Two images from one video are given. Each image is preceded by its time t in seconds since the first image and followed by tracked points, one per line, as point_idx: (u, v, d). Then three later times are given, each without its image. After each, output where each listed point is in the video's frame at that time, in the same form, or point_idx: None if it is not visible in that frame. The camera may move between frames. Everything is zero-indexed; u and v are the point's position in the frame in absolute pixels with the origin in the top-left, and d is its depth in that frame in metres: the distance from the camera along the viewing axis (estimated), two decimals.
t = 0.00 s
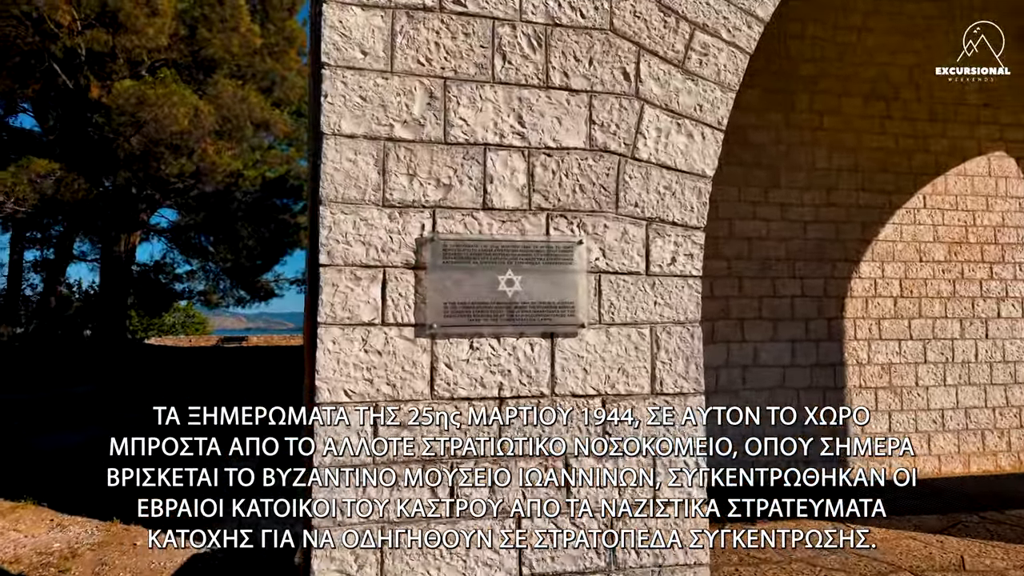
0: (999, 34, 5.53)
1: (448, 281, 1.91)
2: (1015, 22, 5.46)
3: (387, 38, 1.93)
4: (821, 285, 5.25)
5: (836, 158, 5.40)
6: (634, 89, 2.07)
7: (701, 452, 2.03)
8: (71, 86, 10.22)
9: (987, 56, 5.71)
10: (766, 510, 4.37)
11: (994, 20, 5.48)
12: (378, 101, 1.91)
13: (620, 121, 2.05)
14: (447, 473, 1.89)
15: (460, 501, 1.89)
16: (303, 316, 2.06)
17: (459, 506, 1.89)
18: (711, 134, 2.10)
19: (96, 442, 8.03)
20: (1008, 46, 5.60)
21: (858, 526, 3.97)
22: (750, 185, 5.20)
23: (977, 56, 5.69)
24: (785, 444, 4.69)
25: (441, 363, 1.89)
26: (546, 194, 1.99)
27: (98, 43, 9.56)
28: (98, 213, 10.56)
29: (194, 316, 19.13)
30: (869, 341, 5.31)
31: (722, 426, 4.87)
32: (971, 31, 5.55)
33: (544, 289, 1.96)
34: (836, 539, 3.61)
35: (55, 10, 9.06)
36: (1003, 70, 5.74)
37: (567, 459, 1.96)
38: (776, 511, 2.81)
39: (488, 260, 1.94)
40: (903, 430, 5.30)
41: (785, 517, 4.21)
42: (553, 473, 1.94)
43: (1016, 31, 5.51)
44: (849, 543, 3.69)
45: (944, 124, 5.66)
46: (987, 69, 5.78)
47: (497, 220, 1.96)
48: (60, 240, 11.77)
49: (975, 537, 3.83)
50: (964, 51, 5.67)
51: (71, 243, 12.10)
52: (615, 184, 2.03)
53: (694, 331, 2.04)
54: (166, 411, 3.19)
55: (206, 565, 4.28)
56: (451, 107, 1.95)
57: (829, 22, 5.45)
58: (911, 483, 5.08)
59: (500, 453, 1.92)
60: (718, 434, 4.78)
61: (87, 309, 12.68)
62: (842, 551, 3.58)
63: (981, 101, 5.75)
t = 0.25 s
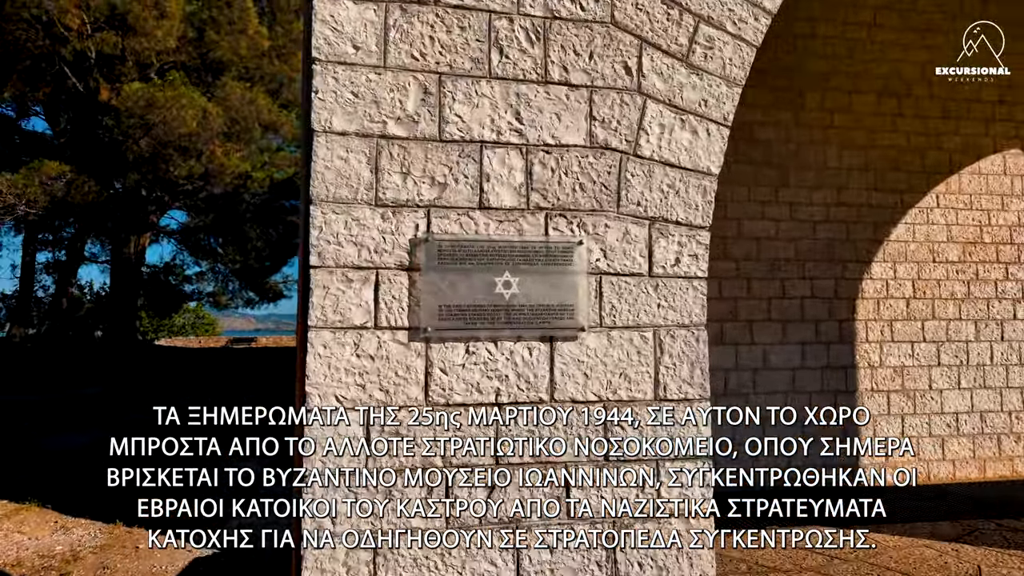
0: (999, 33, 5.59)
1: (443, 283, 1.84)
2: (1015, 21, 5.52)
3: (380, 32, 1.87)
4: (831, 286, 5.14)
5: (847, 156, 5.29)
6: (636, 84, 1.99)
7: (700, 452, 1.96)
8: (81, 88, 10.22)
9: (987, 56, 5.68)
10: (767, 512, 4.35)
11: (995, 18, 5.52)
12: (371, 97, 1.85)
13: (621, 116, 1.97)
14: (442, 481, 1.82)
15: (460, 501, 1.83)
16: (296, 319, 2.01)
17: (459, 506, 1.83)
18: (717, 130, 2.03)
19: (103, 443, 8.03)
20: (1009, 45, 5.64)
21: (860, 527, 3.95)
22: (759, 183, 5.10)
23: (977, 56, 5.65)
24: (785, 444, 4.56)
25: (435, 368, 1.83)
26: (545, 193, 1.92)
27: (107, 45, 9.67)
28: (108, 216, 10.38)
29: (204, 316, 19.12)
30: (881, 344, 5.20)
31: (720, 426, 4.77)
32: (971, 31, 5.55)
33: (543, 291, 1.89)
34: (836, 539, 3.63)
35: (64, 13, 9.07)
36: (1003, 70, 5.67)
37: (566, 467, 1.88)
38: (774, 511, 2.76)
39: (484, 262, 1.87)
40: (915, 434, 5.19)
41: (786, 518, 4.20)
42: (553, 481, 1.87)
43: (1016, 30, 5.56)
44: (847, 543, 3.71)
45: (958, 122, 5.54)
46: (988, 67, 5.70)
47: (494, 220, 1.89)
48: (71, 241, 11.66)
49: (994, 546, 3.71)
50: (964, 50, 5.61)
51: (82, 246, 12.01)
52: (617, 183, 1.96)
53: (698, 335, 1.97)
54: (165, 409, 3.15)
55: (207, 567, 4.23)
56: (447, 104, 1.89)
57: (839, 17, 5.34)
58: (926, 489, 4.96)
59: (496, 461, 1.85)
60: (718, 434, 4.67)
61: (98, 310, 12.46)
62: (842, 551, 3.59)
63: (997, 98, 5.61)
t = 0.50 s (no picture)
0: (998, 34, 5.44)
1: (444, 284, 1.77)
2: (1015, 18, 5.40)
3: (380, 23, 1.81)
4: (845, 287, 5.03)
5: (861, 154, 5.18)
6: (646, 75, 1.92)
7: (701, 453, 1.87)
8: (91, 90, 10.04)
9: (988, 56, 5.47)
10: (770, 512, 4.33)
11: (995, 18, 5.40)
12: (370, 91, 1.78)
13: (630, 109, 1.90)
14: (442, 488, 1.74)
15: (459, 501, 1.75)
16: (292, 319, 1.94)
17: (458, 506, 1.75)
18: (730, 124, 1.95)
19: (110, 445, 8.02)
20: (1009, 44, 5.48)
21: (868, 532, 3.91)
22: (770, 182, 5.01)
23: (979, 56, 5.43)
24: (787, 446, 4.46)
25: (436, 372, 1.76)
26: (551, 190, 1.85)
27: (116, 44, 9.22)
28: (117, 215, 10.27)
29: (212, 316, 19.13)
30: (896, 346, 5.08)
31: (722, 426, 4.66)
32: (971, 30, 5.39)
33: (548, 292, 1.82)
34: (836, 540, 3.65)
35: (74, 14, 8.96)
36: (1003, 70, 5.48)
37: (573, 476, 1.81)
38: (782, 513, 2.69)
39: (486, 262, 1.80)
40: (931, 438, 5.08)
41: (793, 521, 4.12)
42: (559, 490, 1.79)
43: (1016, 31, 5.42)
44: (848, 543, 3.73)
45: (975, 119, 5.41)
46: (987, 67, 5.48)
47: (497, 219, 1.82)
48: (82, 243, 11.49)
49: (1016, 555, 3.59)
50: (964, 50, 5.40)
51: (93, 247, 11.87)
52: (626, 179, 1.88)
53: (710, 337, 1.88)
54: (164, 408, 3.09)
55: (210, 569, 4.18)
56: (448, 98, 1.82)
57: (852, 12, 5.23)
58: (942, 494, 4.84)
59: (500, 468, 1.77)
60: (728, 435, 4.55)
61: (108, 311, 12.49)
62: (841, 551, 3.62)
63: (1014, 95, 5.47)
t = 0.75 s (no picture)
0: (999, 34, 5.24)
1: (447, 285, 1.67)
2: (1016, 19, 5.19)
3: (380, 10, 1.71)
4: (861, 288, 4.90)
5: (877, 151, 5.05)
6: (660, 65, 1.81)
7: (719, 461, 1.76)
8: (98, 91, 9.69)
9: (987, 56, 5.29)
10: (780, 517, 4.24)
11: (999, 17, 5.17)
12: (369, 81, 1.68)
13: (644, 100, 1.79)
14: (445, 498, 1.64)
15: (459, 501, 1.65)
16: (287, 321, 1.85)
17: (458, 507, 1.65)
18: (750, 116, 1.84)
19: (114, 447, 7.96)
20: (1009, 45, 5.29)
21: (883, 540, 3.80)
22: (783, 180, 4.89)
23: (979, 56, 5.25)
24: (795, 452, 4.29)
25: (439, 379, 1.66)
26: (560, 186, 1.75)
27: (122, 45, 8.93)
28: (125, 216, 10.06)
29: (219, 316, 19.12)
30: (914, 348, 4.95)
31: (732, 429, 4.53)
32: (970, 31, 5.19)
33: (558, 294, 1.72)
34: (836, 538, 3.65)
35: (81, 14, 8.62)
36: (1003, 70, 5.31)
37: (584, 488, 1.70)
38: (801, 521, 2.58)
39: (492, 262, 1.70)
40: (950, 443, 4.94)
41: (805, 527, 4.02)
42: (569, 502, 1.69)
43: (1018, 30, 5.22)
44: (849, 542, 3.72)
45: (995, 115, 5.27)
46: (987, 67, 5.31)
47: (504, 217, 1.72)
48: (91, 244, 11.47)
49: None
50: (964, 50, 5.23)
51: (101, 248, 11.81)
52: (639, 174, 1.78)
53: (730, 342, 1.78)
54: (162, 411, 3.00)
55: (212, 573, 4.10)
56: (452, 89, 1.72)
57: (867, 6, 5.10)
58: (961, 501, 4.71)
59: (507, 481, 1.67)
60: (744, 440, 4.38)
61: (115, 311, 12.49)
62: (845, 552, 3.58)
63: None
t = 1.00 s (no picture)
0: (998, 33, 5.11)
1: (446, 288, 1.58)
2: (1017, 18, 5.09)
3: None
4: (875, 289, 4.77)
5: (891, 148, 4.92)
6: (672, 54, 1.71)
7: (734, 475, 1.66)
8: (105, 93, 9.42)
9: (987, 56, 5.13)
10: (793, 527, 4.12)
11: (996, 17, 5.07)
12: (363, 72, 1.59)
13: (654, 91, 1.69)
14: (442, 517, 1.54)
15: (458, 520, 1.55)
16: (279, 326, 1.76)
17: (458, 528, 1.55)
18: (766, 108, 1.74)
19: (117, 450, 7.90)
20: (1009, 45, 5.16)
21: (900, 549, 3.68)
22: (795, 178, 4.77)
23: (980, 55, 5.08)
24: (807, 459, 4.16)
25: (437, 388, 1.56)
26: (566, 182, 1.65)
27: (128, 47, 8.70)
28: (132, 217, 9.91)
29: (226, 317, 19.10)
30: (930, 351, 4.81)
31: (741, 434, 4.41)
32: (971, 31, 5.07)
33: (563, 297, 1.62)
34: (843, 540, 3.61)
35: (88, 16, 8.37)
36: (1003, 70, 5.16)
37: (591, 505, 1.60)
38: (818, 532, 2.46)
39: (493, 263, 1.60)
40: (968, 449, 4.80)
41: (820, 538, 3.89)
42: (575, 519, 1.59)
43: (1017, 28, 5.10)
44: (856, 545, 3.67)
45: (1013, 111, 5.13)
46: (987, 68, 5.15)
47: (506, 216, 1.62)
48: (98, 245, 11.44)
49: None
50: (964, 50, 5.07)
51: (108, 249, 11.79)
52: (650, 170, 1.68)
53: (746, 349, 1.67)
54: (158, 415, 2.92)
55: None
56: (451, 81, 1.62)
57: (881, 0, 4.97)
58: (980, 508, 4.58)
59: (510, 496, 1.57)
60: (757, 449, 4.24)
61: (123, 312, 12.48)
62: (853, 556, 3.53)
63: None
